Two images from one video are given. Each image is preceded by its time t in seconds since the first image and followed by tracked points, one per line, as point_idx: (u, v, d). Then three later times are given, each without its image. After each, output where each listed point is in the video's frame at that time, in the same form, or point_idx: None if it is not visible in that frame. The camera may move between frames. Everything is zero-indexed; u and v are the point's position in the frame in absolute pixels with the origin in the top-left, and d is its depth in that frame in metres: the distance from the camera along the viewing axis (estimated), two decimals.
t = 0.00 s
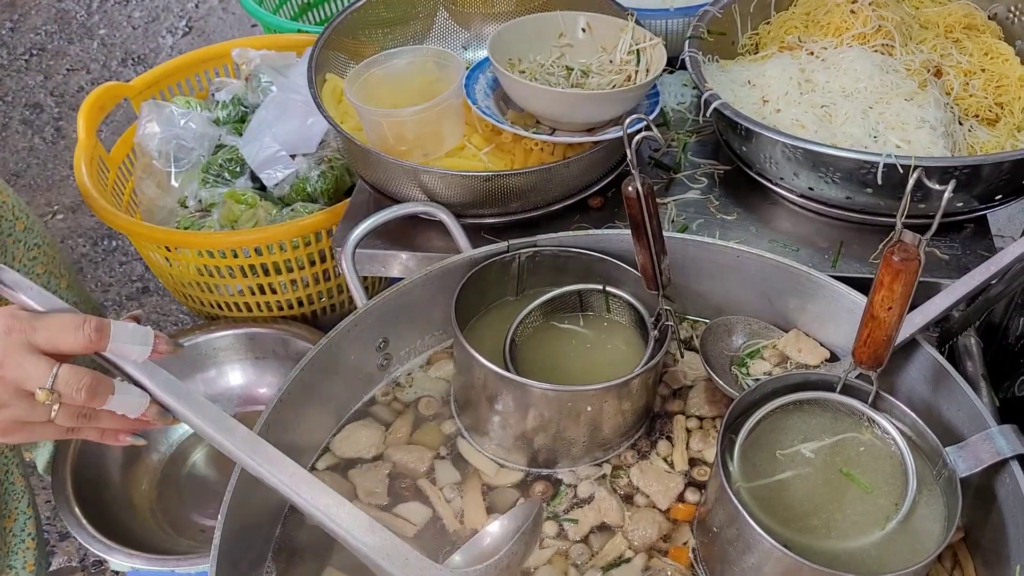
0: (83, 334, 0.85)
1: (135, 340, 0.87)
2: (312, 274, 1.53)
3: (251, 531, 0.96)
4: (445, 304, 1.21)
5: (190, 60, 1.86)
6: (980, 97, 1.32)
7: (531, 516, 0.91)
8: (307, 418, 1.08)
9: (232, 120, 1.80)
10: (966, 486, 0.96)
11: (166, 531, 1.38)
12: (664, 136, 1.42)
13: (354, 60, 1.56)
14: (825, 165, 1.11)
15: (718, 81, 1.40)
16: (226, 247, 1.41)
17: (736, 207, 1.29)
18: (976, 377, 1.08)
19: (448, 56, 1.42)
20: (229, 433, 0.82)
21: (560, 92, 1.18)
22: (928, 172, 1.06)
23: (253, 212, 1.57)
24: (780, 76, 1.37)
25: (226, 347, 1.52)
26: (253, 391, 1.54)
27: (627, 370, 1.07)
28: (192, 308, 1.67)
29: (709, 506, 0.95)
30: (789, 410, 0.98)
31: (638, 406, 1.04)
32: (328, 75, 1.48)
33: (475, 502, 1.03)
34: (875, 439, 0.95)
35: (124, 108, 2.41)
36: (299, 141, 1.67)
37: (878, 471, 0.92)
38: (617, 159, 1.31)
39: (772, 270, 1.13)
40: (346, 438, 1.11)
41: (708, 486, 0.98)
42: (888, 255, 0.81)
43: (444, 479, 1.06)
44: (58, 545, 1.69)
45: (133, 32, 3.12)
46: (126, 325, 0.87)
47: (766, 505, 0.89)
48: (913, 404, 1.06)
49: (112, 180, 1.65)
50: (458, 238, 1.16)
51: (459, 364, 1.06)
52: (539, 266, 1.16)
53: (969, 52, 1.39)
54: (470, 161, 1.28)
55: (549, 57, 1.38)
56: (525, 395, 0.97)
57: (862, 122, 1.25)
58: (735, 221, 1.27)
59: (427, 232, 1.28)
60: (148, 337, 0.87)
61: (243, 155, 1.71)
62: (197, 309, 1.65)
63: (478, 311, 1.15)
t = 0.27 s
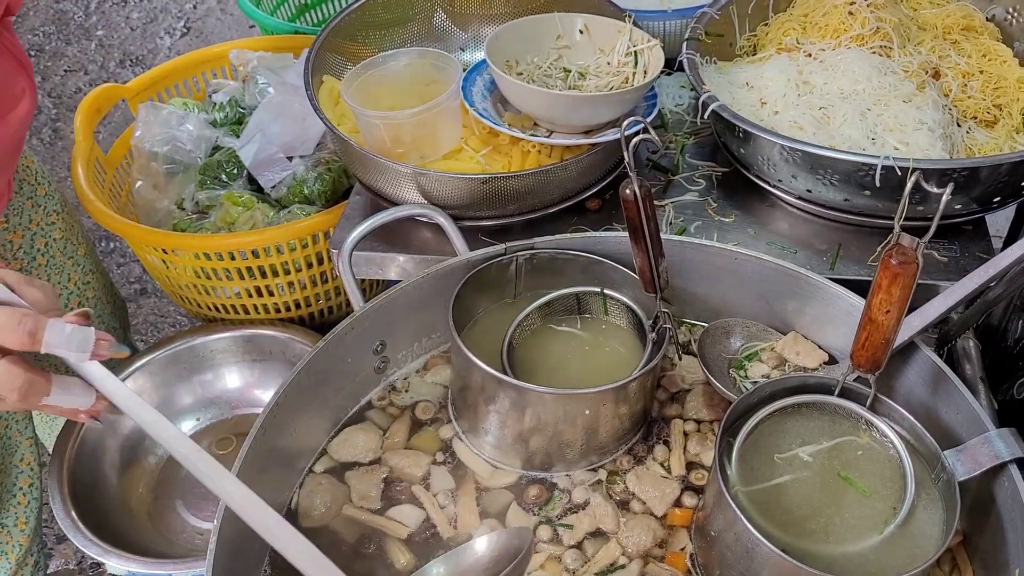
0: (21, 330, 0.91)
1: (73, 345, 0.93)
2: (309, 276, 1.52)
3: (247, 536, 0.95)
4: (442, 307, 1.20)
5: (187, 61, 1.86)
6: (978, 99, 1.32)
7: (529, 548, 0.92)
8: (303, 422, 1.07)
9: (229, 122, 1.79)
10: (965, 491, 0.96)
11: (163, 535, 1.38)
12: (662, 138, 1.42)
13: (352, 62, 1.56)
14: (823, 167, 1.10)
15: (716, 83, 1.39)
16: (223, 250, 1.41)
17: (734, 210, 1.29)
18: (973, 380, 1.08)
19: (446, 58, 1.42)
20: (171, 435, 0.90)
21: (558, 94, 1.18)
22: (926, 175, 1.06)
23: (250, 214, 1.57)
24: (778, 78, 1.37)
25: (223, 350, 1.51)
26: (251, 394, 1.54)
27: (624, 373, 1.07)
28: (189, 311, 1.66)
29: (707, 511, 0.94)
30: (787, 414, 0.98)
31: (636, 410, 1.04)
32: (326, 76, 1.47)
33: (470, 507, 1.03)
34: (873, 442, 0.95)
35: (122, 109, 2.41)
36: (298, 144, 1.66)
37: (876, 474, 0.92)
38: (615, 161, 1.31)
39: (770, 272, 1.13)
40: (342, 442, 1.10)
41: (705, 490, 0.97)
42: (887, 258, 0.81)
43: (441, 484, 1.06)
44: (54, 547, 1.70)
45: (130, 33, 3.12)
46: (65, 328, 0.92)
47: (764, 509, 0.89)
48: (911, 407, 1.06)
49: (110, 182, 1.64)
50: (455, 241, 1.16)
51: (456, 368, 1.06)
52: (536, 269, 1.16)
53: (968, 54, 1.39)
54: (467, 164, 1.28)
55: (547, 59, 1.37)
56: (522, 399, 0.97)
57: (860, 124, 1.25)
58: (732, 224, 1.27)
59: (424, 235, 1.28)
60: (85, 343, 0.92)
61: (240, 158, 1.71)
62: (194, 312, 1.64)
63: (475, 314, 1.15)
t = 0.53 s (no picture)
0: None
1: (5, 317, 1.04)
2: (308, 277, 1.52)
3: (246, 537, 0.96)
4: (441, 308, 1.21)
5: (187, 63, 1.86)
6: (976, 101, 1.32)
7: None
8: (302, 423, 1.08)
9: (228, 123, 1.79)
10: (964, 491, 0.96)
11: (162, 536, 1.38)
12: (661, 139, 1.42)
13: (351, 63, 1.56)
14: (822, 169, 1.11)
15: (715, 84, 1.40)
16: (223, 251, 1.41)
17: (733, 210, 1.29)
18: (972, 382, 1.08)
19: (445, 60, 1.42)
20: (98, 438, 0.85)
21: (557, 97, 1.18)
22: (925, 177, 1.06)
23: (249, 216, 1.57)
24: (776, 79, 1.37)
25: (222, 352, 1.51)
26: (249, 395, 1.54)
27: (623, 375, 1.07)
28: (188, 312, 1.66)
29: (706, 512, 0.94)
30: (786, 415, 0.98)
31: (635, 411, 1.04)
32: (324, 78, 1.47)
33: (469, 508, 1.03)
34: (871, 444, 0.95)
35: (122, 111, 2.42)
36: (298, 146, 1.66)
37: (874, 476, 0.92)
38: (614, 163, 1.31)
39: (768, 274, 1.13)
40: (342, 444, 1.11)
41: (704, 491, 0.97)
42: (885, 261, 0.81)
43: (440, 485, 1.06)
44: (54, 548, 1.70)
45: (130, 34, 3.12)
46: None
47: (763, 511, 0.89)
48: (910, 408, 1.06)
49: (110, 184, 1.65)
50: (455, 243, 1.16)
51: (455, 369, 1.06)
52: (535, 271, 1.16)
53: (966, 56, 1.40)
54: (466, 165, 1.28)
55: (545, 61, 1.37)
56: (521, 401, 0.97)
57: (858, 126, 1.25)
58: (731, 225, 1.27)
59: (423, 236, 1.28)
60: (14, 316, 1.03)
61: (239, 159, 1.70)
62: (193, 313, 1.64)
63: (474, 315, 1.15)
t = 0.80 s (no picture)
0: None
1: None
2: (307, 278, 1.53)
3: (244, 538, 0.96)
4: (439, 308, 1.21)
5: (186, 64, 1.86)
6: (973, 101, 1.32)
7: None
8: (300, 423, 1.08)
9: (227, 124, 1.79)
10: (961, 490, 0.96)
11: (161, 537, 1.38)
12: (659, 139, 1.42)
13: (349, 64, 1.56)
14: (819, 169, 1.11)
15: (712, 85, 1.40)
16: (221, 252, 1.41)
17: (731, 210, 1.29)
18: (970, 381, 1.08)
19: (443, 60, 1.42)
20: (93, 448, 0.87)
21: (555, 97, 1.18)
22: (921, 176, 1.06)
23: (248, 216, 1.57)
24: (774, 79, 1.37)
25: (221, 352, 1.52)
26: (247, 395, 1.54)
27: (621, 375, 1.07)
28: (188, 313, 1.66)
29: (703, 511, 0.94)
30: (783, 415, 0.98)
31: (632, 411, 1.04)
32: (322, 79, 1.48)
33: (467, 508, 1.03)
34: (868, 443, 0.95)
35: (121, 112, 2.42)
36: (296, 146, 1.67)
37: (871, 476, 0.92)
38: (611, 163, 1.31)
39: (766, 274, 1.13)
40: (340, 444, 1.11)
41: (702, 490, 0.97)
42: (881, 261, 0.81)
43: (438, 485, 1.06)
44: (54, 548, 1.70)
45: (129, 35, 3.12)
46: None
47: (760, 511, 0.89)
48: (907, 407, 1.06)
49: (109, 184, 1.65)
50: (453, 243, 1.16)
51: (453, 369, 1.06)
52: (533, 271, 1.16)
53: (963, 55, 1.40)
54: (463, 166, 1.28)
55: (543, 61, 1.38)
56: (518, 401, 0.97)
57: (856, 126, 1.26)
58: (729, 225, 1.27)
59: (421, 237, 1.28)
60: None
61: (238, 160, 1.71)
62: (192, 314, 1.65)
63: (472, 315, 1.15)
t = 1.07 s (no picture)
0: None
1: None
2: (304, 275, 1.52)
3: (241, 536, 0.95)
4: (436, 305, 1.20)
5: (182, 61, 1.86)
6: (972, 96, 1.32)
7: None
8: (297, 421, 1.07)
9: (223, 121, 1.79)
10: (960, 486, 0.96)
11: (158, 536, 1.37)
12: (657, 135, 1.42)
13: (345, 60, 1.55)
14: (817, 164, 1.10)
15: (710, 80, 1.39)
16: (219, 249, 1.41)
17: (729, 207, 1.29)
18: (968, 376, 1.08)
19: (440, 56, 1.41)
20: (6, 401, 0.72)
21: (552, 93, 1.17)
22: (920, 171, 1.06)
23: (244, 213, 1.57)
24: (772, 75, 1.37)
25: (218, 350, 1.51)
26: (245, 393, 1.54)
27: (618, 371, 1.07)
28: (185, 311, 1.66)
29: (702, 508, 0.94)
30: (781, 410, 0.97)
31: (630, 408, 1.04)
32: (319, 75, 1.47)
33: (464, 506, 1.03)
34: (867, 439, 0.94)
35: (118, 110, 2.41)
36: (294, 143, 1.66)
37: (870, 471, 0.92)
38: (609, 160, 1.30)
39: (764, 270, 1.13)
40: (337, 442, 1.10)
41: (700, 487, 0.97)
42: (879, 255, 0.81)
43: (435, 484, 1.06)
44: (53, 548, 1.70)
45: (127, 33, 3.11)
46: None
47: (759, 506, 0.89)
48: (905, 404, 1.06)
49: (106, 182, 1.64)
50: (450, 239, 1.16)
51: (450, 366, 1.06)
52: (530, 267, 1.16)
53: (962, 51, 1.39)
54: (460, 162, 1.28)
55: (540, 57, 1.37)
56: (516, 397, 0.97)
57: (854, 121, 1.25)
58: (727, 221, 1.26)
59: (418, 233, 1.28)
60: None
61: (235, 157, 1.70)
62: (189, 312, 1.64)
63: (469, 312, 1.15)
